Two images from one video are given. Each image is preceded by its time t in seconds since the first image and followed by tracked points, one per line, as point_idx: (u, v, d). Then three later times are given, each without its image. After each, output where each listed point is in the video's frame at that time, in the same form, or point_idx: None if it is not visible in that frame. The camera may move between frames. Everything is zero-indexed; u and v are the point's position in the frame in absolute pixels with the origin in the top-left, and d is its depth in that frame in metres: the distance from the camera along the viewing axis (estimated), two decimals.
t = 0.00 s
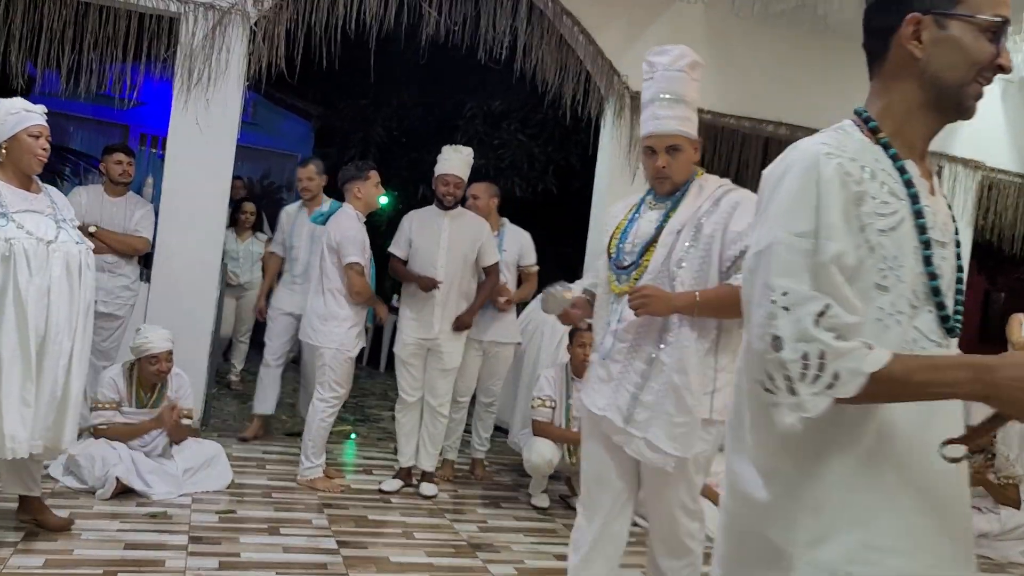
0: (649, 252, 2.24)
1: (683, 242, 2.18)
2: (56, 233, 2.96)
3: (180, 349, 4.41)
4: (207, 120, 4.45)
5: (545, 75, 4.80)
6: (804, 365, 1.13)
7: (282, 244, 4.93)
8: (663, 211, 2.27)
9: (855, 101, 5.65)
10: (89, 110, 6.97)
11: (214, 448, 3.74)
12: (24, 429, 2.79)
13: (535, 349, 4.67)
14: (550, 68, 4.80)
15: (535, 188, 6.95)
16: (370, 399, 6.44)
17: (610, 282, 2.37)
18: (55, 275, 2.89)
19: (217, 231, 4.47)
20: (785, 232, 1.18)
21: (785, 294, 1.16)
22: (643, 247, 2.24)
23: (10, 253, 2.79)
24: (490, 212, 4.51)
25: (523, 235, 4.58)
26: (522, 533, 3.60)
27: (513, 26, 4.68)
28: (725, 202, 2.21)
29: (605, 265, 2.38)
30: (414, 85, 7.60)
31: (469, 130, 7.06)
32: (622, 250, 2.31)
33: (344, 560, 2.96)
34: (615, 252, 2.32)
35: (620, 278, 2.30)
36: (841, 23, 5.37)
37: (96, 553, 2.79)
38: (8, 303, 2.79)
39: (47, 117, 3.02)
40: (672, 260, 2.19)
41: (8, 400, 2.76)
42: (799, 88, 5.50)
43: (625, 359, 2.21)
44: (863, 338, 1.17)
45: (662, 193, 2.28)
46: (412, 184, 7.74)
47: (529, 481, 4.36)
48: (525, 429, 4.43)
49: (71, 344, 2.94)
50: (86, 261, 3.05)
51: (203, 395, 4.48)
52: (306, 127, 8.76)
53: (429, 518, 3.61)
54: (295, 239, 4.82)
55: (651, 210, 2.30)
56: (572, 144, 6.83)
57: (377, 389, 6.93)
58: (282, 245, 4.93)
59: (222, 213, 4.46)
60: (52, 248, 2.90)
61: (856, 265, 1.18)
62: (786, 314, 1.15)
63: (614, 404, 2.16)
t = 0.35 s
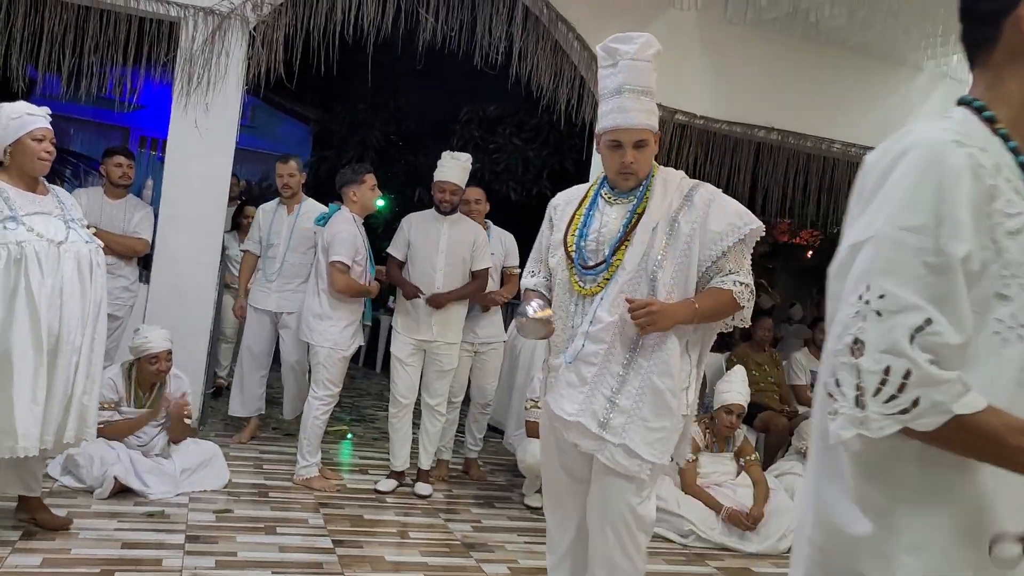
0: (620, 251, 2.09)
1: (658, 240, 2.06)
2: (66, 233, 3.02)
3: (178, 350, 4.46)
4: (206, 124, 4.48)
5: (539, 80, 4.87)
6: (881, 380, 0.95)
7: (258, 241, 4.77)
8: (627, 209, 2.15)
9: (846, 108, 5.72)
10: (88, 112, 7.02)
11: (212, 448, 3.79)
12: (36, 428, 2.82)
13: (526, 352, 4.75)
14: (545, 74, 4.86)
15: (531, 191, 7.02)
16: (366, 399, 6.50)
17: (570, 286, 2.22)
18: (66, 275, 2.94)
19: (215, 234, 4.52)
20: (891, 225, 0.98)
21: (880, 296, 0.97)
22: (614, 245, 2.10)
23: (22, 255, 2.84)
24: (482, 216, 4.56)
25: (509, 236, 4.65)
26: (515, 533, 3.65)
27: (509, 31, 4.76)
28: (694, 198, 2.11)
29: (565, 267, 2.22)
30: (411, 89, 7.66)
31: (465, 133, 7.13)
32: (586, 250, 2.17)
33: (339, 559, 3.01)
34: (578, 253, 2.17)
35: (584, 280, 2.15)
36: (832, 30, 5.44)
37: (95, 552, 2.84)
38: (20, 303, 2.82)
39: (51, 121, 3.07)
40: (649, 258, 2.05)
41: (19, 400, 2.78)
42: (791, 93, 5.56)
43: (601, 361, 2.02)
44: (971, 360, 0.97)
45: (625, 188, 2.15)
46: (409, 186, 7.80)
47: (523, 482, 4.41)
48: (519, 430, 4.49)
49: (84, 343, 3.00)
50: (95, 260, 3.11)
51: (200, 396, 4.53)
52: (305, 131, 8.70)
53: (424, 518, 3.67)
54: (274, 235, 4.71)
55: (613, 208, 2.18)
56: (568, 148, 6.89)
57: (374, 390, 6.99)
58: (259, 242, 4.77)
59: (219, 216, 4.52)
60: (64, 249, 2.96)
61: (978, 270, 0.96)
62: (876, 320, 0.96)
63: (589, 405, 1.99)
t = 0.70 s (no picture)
0: (626, 254, 1.97)
1: (669, 244, 1.96)
2: (92, 238, 2.99)
3: (178, 353, 4.44)
4: (209, 126, 4.46)
5: (542, 83, 4.85)
6: None
7: (250, 243, 4.69)
8: (630, 210, 2.04)
9: (851, 110, 5.70)
10: (91, 114, 7.00)
11: (213, 452, 3.77)
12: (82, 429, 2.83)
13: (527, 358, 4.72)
14: (548, 76, 4.85)
15: (534, 194, 6.99)
16: (367, 403, 6.47)
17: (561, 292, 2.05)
18: (94, 281, 2.92)
19: (216, 236, 4.50)
20: None
21: None
22: (619, 248, 1.98)
23: (51, 262, 2.84)
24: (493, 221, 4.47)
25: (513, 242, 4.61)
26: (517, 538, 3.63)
27: (512, 34, 4.75)
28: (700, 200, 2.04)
29: (559, 268, 2.05)
30: (413, 91, 7.64)
31: (468, 136, 7.12)
32: (585, 252, 2.02)
33: (340, 564, 2.99)
34: (576, 253, 2.02)
35: (583, 283, 2.00)
36: (837, 32, 5.41)
37: (96, 555, 2.82)
38: (53, 313, 2.82)
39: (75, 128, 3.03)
40: (659, 263, 1.94)
41: (62, 401, 2.79)
42: (795, 95, 5.54)
43: (608, 375, 1.89)
44: None
45: (630, 186, 2.03)
46: (412, 189, 7.78)
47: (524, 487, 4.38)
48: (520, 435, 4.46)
49: (115, 343, 2.99)
50: (124, 263, 3.09)
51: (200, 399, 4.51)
52: (305, 133, 8.69)
53: (426, 523, 3.65)
54: (269, 239, 4.67)
55: (614, 207, 2.05)
56: (571, 151, 6.87)
57: (375, 394, 6.96)
58: (251, 244, 4.69)
59: (220, 218, 4.50)
60: (90, 253, 2.94)
61: None
62: None
63: (596, 422, 1.87)
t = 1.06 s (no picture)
0: (626, 249, 1.75)
1: (668, 240, 1.75)
2: (104, 239, 2.99)
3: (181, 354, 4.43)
4: (212, 127, 4.44)
5: (546, 84, 4.85)
6: None
7: (252, 243, 4.72)
8: (622, 200, 1.79)
9: (854, 111, 5.69)
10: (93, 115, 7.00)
11: (216, 453, 3.77)
12: (99, 428, 2.83)
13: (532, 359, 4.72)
14: (551, 77, 4.84)
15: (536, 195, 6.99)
16: (369, 404, 6.46)
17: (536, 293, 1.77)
18: (105, 282, 2.92)
19: (218, 237, 4.49)
20: None
21: None
22: (618, 241, 1.75)
23: (63, 262, 2.84)
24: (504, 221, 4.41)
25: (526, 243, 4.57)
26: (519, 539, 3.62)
27: (515, 33, 4.74)
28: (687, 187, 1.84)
29: (547, 263, 1.74)
30: (415, 92, 7.64)
31: (470, 138, 7.12)
32: (578, 245, 1.75)
33: (343, 565, 2.99)
34: (570, 248, 1.74)
35: (576, 281, 1.74)
36: (840, 33, 5.41)
37: (98, 556, 2.82)
38: (67, 315, 2.82)
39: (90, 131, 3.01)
40: (661, 260, 1.73)
41: (78, 400, 2.79)
42: (799, 97, 5.53)
43: (615, 383, 1.67)
44: None
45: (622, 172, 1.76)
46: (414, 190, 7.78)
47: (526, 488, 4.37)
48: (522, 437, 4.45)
49: (126, 343, 2.98)
50: (135, 265, 3.09)
51: (202, 400, 4.51)
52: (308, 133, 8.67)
53: (429, 523, 3.64)
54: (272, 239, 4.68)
55: (603, 197, 1.79)
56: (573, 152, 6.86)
57: (378, 395, 6.96)
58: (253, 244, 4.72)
59: (223, 219, 4.49)
60: (103, 254, 2.94)
61: None
62: None
63: (604, 434, 1.65)
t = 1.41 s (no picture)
0: (640, 244, 1.68)
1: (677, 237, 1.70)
2: (97, 237, 2.99)
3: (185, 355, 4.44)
4: (216, 127, 4.43)
5: (550, 84, 4.84)
6: None
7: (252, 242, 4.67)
8: (631, 189, 1.70)
9: (859, 111, 5.68)
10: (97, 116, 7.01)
11: (221, 454, 3.77)
12: (81, 429, 2.82)
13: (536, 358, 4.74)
14: (555, 77, 4.83)
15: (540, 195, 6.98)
16: (373, 405, 6.45)
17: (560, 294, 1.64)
18: (96, 280, 2.91)
19: (223, 238, 4.49)
20: None
21: None
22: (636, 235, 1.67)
23: (53, 258, 2.84)
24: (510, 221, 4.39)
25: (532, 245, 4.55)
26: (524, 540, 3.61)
27: (519, 33, 4.74)
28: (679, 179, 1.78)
29: (562, 260, 1.63)
30: (419, 92, 7.64)
31: (474, 138, 7.12)
32: (595, 241, 1.64)
33: (347, 565, 2.98)
34: (589, 244, 1.63)
35: (592, 280, 1.64)
36: (845, 32, 5.39)
37: (102, 557, 2.82)
38: (54, 312, 2.82)
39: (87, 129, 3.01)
40: (675, 261, 1.68)
41: (63, 398, 2.79)
42: (803, 96, 5.51)
43: (638, 393, 1.61)
44: None
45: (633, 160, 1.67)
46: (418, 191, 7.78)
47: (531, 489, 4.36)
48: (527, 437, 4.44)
49: (114, 343, 2.96)
50: (128, 264, 3.07)
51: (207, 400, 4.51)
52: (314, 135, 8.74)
53: (433, 524, 3.63)
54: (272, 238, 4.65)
55: (613, 186, 1.69)
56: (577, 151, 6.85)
57: (382, 396, 6.95)
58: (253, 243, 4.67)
59: (226, 219, 4.48)
60: (93, 251, 2.94)
61: None
62: None
63: (631, 447, 1.58)
